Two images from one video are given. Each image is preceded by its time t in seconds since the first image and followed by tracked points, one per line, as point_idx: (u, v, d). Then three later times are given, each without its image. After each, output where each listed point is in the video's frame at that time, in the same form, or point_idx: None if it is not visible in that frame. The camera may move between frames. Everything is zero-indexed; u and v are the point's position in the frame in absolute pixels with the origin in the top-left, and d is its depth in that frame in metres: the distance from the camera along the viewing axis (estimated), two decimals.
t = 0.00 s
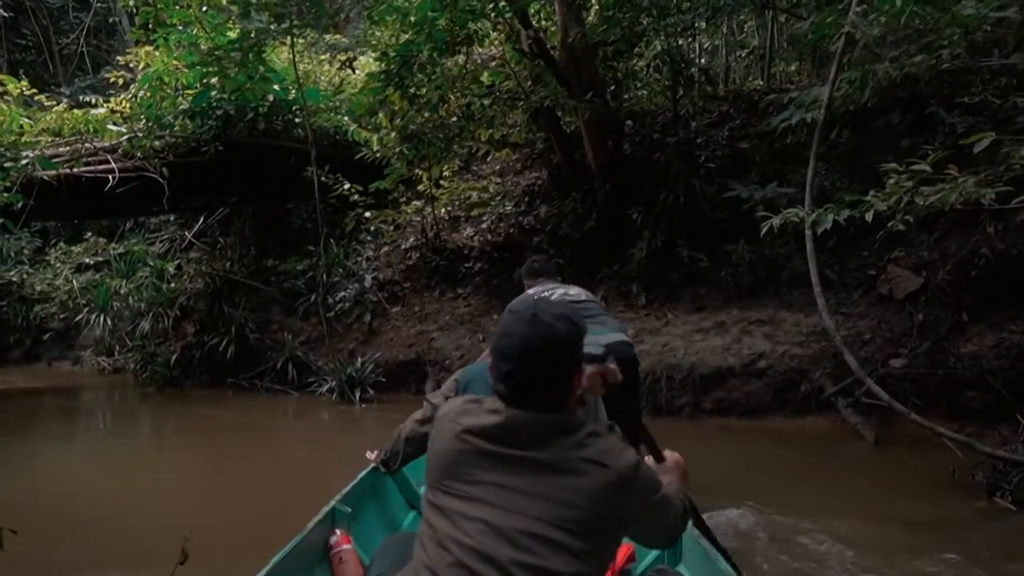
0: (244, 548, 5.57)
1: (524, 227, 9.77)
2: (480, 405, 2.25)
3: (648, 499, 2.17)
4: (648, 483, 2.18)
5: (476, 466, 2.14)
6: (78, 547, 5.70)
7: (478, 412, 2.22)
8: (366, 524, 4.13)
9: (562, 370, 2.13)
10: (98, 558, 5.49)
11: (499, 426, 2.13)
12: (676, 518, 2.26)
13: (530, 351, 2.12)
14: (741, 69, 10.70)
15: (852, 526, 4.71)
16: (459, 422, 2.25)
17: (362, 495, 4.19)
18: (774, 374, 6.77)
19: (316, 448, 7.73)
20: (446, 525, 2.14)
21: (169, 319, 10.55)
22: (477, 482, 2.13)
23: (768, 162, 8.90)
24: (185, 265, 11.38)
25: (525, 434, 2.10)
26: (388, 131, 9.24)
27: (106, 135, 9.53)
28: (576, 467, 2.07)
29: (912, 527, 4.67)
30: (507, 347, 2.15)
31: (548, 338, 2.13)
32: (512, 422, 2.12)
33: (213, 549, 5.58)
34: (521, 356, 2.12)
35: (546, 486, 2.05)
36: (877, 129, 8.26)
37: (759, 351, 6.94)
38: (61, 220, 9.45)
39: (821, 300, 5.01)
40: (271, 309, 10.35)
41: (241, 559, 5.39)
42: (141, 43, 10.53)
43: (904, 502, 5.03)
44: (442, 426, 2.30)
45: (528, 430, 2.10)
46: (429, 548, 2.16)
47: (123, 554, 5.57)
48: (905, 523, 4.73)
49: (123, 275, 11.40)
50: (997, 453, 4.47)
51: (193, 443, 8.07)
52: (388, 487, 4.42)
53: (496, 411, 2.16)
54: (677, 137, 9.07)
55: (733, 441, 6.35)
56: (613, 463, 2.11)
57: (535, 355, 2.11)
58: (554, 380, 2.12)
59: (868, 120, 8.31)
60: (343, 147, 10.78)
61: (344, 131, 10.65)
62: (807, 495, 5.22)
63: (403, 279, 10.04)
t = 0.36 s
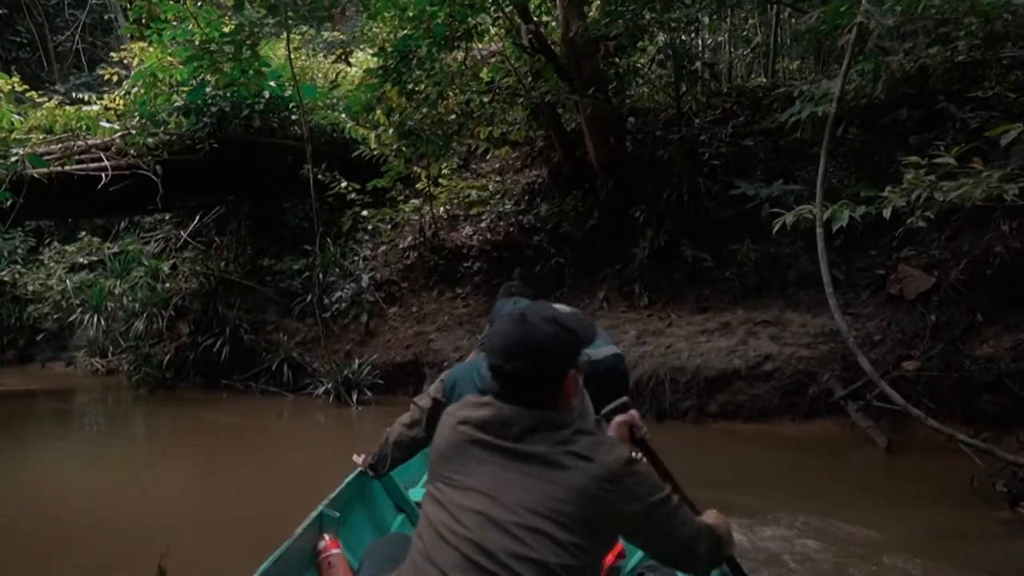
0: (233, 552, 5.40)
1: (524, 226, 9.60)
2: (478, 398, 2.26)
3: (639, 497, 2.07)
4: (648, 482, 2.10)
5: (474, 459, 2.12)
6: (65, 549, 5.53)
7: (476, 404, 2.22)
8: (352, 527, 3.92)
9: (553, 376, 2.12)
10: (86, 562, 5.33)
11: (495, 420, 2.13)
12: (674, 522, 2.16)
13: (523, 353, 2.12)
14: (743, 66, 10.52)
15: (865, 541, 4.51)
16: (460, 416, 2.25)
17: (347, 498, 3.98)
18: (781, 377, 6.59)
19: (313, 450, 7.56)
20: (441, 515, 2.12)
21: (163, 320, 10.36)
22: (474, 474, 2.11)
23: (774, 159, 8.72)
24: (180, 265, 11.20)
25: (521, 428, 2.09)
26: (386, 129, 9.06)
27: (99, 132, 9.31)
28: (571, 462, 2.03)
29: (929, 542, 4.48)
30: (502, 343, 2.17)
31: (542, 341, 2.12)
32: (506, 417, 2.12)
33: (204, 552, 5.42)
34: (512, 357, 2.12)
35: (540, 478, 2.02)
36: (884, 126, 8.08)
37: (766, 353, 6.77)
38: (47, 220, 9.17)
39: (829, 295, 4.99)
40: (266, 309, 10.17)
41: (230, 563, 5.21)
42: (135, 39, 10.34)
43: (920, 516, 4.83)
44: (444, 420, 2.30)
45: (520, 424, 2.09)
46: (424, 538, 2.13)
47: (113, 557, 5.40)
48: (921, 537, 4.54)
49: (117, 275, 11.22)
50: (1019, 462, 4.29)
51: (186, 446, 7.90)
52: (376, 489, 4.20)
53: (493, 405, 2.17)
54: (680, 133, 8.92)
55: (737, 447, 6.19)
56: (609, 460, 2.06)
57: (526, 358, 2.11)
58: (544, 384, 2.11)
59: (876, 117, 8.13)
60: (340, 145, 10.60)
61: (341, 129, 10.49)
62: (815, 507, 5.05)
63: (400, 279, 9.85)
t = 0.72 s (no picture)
0: (228, 553, 5.28)
1: (525, 225, 9.48)
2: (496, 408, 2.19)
3: (634, 524, 1.82)
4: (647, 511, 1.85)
5: (475, 460, 2.03)
6: (52, 552, 5.39)
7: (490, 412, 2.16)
8: (334, 536, 3.78)
9: (556, 389, 2.02)
10: (73, 565, 5.19)
11: (500, 423, 2.04)
12: (675, 572, 1.85)
13: (525, 360, 2.04)
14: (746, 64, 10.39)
15: (876, 551, 4.38)
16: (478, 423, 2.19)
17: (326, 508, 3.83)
18: (788, 379, 6.46)
19: (308, 452, 7.41)
20: (437, 515, 2.03)
21: (159, 320, 10.22)
22: (471, 475, 2.01)
23: (779, 157, 8.58)
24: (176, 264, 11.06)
25: (521, 431, 1.98)
26: (384, 125, 8.94)
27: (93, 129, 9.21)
28: (564, 469, 1.86)
29: (944, 553, 4.34)
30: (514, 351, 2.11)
31: (548, 351, 2.03)
32: (509, 420, 2.03)
33: (191, 555, 5.30)
34: (516, 363, 2.04)
35: (531, 482, 1.88)
36: (892, 123, 7.95)
37: (772, 354, 6.63)
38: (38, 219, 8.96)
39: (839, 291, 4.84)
40: (264, 309, 10.03)
41: (218, 567, 5.08)
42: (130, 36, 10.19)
43: (930, 525, 4.70)
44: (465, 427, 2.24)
45: (520, 429, 1.99)
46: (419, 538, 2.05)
47: (99, 560, 5.26)
48: (933, 548, 4.40)
49: (114, 275, 11.09)
50: None
51: (182, 447, 7.77)
52: (354, 496, 4.07)
53: (500, 411, 2.09)
54: (683, 130, 8.77)
55: (741, 452, 6.06)
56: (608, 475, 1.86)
57: (529, 365, 2.03)
58: (543, 394, 2.01)
59: (884, 114, 8.00)
60: (338, 143, 10.47)
61: (339, 127, 10.37)
62: (818, 516, 4.91)
63: (399, 279, 9.72)
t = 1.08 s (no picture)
0: (228, 554, 5.20)
1: (526, 224, 9.38)
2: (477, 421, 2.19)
3: (607, 534, 1.84)
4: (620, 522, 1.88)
5: (452, 469, 2.04)
6: (41, 554, 5.28)
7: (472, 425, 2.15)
8: (308, 547, 3.65)
9: (552, 413, 2.01)
10: (62, 567, 5.08)
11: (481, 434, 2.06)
12: None
13: (524, 385, 2.00)
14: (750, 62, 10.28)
15: (889, 560, 4.25)
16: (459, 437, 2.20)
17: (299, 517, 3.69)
18: (795, 380, 6.35)
19: (305, 454, 7.30)
20: (411, 521, 2.04)
21: (156, 320, 10.09)
22: (448, 483, 2.02)
23: (785, 155, 8.47)
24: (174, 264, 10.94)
25: (500, 442, 2.00)
26: (383, 123, 8.91)
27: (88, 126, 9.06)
28: (539, 479, 1.89)
29: (961, 562, 4.21)
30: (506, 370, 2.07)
31: (546, 374, 2.01)
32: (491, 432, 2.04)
33: (191, 555, 5.22)
34: (513, 386, 2.01)
35: (506, 490, 1.90)
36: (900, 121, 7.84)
37: (779, 355, 6.52)
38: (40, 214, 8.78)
39: (849, 283, 5.02)
40: (262, 309, 9.92)
41: (215, 568, 4.99)
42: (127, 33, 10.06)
43: (944, 533, 4.57)
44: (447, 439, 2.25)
45: (501, 442, 2.00)
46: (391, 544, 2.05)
47: (89, 562, 5.15)
48: (945, 558, 4.27)
49: (111, 275, 10.98)
50: None
51: (179, 448, 7.67)
52: (327, 504, 3.94)
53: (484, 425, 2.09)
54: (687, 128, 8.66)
55: (745, 457, 5.94)
56: (584, 487, 1.89)
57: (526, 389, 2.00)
58: (539, 420, 1.99)
59: (891, 111, 7.89)
60: (338, 142, 10.37)
61: (339, 124, 10.26)
62: (829, 522, 4.81)
63: (399, 278, 9.60)
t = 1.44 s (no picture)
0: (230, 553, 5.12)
1: (530, 222, 9.28)
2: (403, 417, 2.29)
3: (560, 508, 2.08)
4: (571, 489, 2.13)
5: (395, 471, 2.13)
6: (32, 556, 5.16)
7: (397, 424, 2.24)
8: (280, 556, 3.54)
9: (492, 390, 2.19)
10: (52, 570, 4.96)
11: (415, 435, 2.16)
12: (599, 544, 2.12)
13: (474, 361, 2.19)
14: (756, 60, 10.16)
15: (905, 566, 4.14)
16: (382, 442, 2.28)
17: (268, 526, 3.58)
18: (805, 381, 6.23)
19: (306, 455, 7.21)
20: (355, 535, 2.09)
21: (157, 319, 9.97)
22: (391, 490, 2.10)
23: (792, 153, 8.35)
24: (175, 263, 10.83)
25: (439, 439, 2.13)
26: (385, 120, 8.83)
27: (86, 123, 8.88)
28: (491, 465, 2.07)
29: (979, 568, 4.08)
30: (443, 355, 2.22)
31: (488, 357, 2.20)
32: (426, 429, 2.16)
33: (192, 555, 5.15)
34: (463, 364, 2.18)
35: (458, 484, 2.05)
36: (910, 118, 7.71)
37: (788, 355, 6.40)
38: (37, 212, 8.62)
39: (865, 285, 4.97)
40: (263, 308, 9.82)
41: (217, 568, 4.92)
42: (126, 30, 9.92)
43: (962, 538, 4.45)
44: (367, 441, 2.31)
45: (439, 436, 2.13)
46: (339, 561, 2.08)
47: (83, 564, 5.04)
48: (964, 563, 4.16)
49: (111, 274, 10.87)
50: None
51: (178, 448, 7.57)
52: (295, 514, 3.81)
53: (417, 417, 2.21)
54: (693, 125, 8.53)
55: (752, 460, 5.83)
56: (528, 466, 2.10)
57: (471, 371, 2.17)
58: (483, 399, 2.18)
59: (901, 108, 7.77)
60: (340, 141, 10.27)
61: (341, 122, 10.19)
62: (842, 525, 4.70)
63: (402, 277, 9.49)
